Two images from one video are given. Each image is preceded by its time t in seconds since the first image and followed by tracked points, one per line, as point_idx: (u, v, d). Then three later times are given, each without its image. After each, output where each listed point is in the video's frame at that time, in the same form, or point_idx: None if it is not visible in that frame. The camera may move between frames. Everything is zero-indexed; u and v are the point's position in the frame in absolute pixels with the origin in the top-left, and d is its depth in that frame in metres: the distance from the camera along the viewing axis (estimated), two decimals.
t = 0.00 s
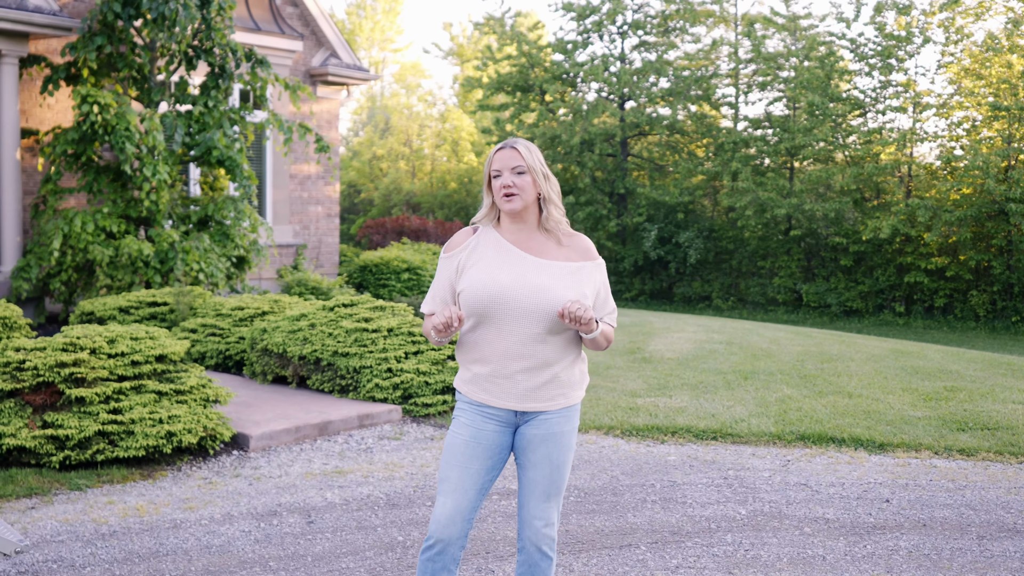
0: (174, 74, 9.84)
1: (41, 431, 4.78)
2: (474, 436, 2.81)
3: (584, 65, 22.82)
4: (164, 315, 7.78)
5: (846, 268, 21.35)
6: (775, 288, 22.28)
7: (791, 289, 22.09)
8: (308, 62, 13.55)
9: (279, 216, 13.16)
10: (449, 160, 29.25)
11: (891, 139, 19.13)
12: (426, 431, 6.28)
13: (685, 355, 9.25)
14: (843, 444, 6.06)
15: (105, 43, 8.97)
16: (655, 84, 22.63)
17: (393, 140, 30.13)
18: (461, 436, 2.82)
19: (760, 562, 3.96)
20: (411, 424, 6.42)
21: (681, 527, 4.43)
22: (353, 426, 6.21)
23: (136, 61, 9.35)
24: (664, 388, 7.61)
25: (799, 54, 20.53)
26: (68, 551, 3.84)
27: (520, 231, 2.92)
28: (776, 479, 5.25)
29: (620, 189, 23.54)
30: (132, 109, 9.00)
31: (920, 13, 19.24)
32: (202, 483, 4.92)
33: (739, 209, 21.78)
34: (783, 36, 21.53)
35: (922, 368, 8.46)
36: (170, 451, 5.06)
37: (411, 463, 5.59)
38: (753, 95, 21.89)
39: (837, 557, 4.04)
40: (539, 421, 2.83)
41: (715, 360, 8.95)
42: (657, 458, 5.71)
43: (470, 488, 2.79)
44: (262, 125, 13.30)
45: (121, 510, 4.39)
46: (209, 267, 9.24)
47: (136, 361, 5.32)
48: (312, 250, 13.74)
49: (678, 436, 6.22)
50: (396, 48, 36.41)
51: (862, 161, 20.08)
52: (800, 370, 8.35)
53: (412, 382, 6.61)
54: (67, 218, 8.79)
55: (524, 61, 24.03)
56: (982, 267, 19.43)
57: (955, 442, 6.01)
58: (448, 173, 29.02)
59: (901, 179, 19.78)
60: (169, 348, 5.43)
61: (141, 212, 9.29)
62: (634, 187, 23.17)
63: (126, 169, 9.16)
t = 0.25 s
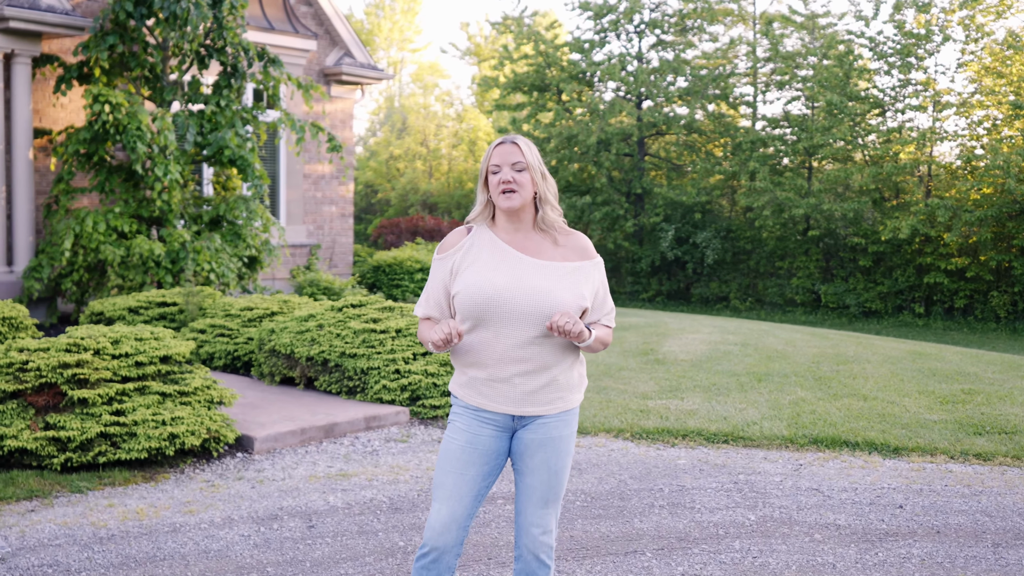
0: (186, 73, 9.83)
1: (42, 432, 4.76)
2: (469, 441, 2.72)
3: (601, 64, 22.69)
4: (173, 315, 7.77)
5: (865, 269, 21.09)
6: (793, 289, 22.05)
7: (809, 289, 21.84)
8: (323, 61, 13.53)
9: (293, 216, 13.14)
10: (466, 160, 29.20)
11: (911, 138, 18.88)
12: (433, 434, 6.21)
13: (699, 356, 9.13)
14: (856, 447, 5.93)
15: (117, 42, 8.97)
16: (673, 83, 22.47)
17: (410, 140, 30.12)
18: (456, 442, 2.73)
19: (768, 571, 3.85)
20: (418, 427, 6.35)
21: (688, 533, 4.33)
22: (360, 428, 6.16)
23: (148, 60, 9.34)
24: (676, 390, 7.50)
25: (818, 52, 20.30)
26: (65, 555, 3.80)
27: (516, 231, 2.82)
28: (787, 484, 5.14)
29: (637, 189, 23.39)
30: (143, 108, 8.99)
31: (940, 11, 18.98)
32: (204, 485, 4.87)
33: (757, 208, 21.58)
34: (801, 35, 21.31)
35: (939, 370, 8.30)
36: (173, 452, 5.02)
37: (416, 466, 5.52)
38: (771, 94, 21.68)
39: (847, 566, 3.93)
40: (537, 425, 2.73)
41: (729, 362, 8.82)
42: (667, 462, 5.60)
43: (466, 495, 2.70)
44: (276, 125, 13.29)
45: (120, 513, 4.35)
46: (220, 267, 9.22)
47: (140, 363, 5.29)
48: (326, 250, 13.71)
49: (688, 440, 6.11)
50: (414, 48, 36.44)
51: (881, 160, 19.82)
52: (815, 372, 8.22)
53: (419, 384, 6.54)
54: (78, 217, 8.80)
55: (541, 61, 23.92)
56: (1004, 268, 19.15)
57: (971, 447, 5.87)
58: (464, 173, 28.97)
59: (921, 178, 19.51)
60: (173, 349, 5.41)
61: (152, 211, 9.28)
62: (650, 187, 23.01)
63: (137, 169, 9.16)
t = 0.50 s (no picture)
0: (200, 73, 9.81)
1: (45, 434, 4.72)
2: (463, 448, 2.64)
3: (619, 64, 22.55)
4: (184, 316, 7.75)
5: (886, 269, 20.84)
6: (813, 289, 21.83)
7: (829, 290, 21.60)
8: (338, 61, 13.52)
9: (308, 216, 13.13)
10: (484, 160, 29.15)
11: (932, 137, 18.62)
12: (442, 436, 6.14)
13: (714, 358, 9.00)
14: (872, 452, 5.80)
15: (130, 41, 8.96)
16: (692, 83, 22.29)
17: (429, 140, 30.11)
18: (452, 449, 2.65)
19: None
20: (427, 429, 6.28)
21: (697, 540, 4.23)
22: (368, 430, 6.10)
23: (161, 60, 9.32)
24: (690, 392, 7.39)
25: (839, 51, 20.07)
26: (62, 560, 3.75)
27: (513, 230, 2.71)
28: (800, 489, 5.02)
29: (656, 189, 23.21)
30: (156, 108, 8.97)
31: (962, 9, 18.71)
32: (208, 489, 4.82)
33: (777, 208, 21.36)
34: (821, 34, 21.09)
35: (958, 372, 8.15)
36: (177, 455, 4.97)
37: (424, 470, 5.45)
38: (791, 93, 21.45)
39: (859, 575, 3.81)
40: (534, 432, 2.65)
41: (745, 363, 8.70)
42: (678, 466, 5.50)
43: (462, 504, 2.62)
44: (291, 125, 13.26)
45: (122, 517, 4.30)
46: (233, 267, 9.20)
47: (146, 364, 5.25)
48: (341, 250, 13.69)
49: (700, 443, 6.00)
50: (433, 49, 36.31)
51: (902, 160, 19.56)
52: (831, 374, 8.08)
53: (428, 386, 6.47)
54: (92, 217, 8.80)
55: (559, 60, 23.81)
56: None
57: (990, 452, 5.72)
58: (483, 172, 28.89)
59: (942, 178, 19.23)
60: (178, 350, 5.37)
61: (165, 211, 9.27)
62: (669, 187, 22.83)
63: (150, 169, 9.15)
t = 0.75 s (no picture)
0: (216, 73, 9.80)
1: (51, 436, 4.69)
2: (460, 456, 2.56)
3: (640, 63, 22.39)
4: (197, 316, 7.73)
5: (910, 270, 20.53)
6: (835, 290, 21.56)
7: (852, 290, 21.32)
8: (356, 61, 13.52)
9: (325, 216, 13.10)
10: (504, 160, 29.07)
11: (957, 137, 18.32)
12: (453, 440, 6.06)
13: (732, 360, 8.86)
14: (890, 457, 5.65)
15: (146, 41, 8.96)
16: (713, 82, 22.10)
17: (449, 140, 30.08)
18: (449, 457, 2.57)
19: None
20: (438, 432, 6.21)
21: (708, 548, 4.12)
22: (379, 432, 6.03)
23: (177, 59, 9.32)
24: (706, 395, 7.26)
25: (863, 49, 19.80)
26: (61, 564, 3.71)
27: (512, 233, 2.63)
28: (816, 496, 4.89)
29: (677, 189, 23.02)
30: (171, 108, 8.96)
31: (988, 6, 18.39)
32: (214, 492, 4.77)
33: (799, 208, 21.10)
34: (845, 33, 20.84)
35: (981, 375, 7.97)
36: (184, 458, 4.93)
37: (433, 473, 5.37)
38: (813, 92, 21.19)
39: None
40: (533, 439, 2.56)
41: (763, 366, 8.56)
42: (692, 471, 5.38)
43: (457, 514, 2.54)
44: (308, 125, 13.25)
45: (126, 520, 4.26)
46: (248, 267, 9.18)
47: (154, 365, 5.22)
48: (359, 250, 13.66)
49: (715, 447, 5.88)
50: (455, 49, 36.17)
51: (926, 159, 19.27)
52: (851, 377, 7.92)
53: (440, 389, 6.40)
54: (107, 217, 8.81)
55: (580, 59, 23.68)
56: None
57: (1013, 458, 5.56)
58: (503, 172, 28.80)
59: (967, 178, 18.91)
60: (187, 353, 5.33)
61: (180, 211, 9.26)
62: (690, 187, 22.63)
63: (166, 169, 9.14)
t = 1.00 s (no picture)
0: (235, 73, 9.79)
1: (60, 438, 4.67)
2: (458, 465, 2.47)
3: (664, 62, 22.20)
4: (214, 317, 7.72)
5: (937, 270, 20.19)
6: (861, 291, 21.26)
7: (878, 291, 21.00)
8: (377, 60, 13.45)
9: (345, 216, 13.08)
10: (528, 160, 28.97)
11: (986, 136, 17.98)
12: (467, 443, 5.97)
13: (753, 362, 8.71)
14: (913, 463, 5.50)
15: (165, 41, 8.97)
16: (738, 81, 21.86)
17: (472, 140, 30.04)
18: (446, 466, 2.48)
19: None
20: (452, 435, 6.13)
21: (722, 556, 4.00)
22: (392, 435, 5.97)
23: (196, 59, 9.31)
24: (726, 398, 7.13)
25: (890, 48, 19.48)
26: (64, 569, 3.67)
27: (513, 236, 2.56)
28: (835, 503, 4.75)
29: (701, 188, 22.79)
30: (189, 108, 8.96)
31: (1018, 3, 18.02)
32: (223, 495, 4.72)
33: (824, 208, 20.84)
34: (871, 31, 20.53)
35: (1008, 379, 7.76)
36: (193, 460, 4.89)
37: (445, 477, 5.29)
38: (839, 91, 20.89)
39: None
40: (534, 448, 2.47)
41: (785, 368, 8.41)
42: (708, 476, 5.26)
43: (456, 525, 2.45)
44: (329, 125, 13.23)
45: (132, 524, 4.22)
46: (265, 267, 9.16)
47: (165, 367, 5.19)
48: (379, 250, 13.64)
49: (733, 452, 5.75)
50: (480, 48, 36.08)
51: (954, 159, 18.93)
52: (874, 380, 7.75)
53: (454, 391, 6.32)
54: (126, 218, 8.83)
55: (604, 59, 23.53)
56: None
57: None
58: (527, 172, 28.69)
59: (996, 177, 18.53)
60: (199, 354, 5.30)
61: (198, 211, 9.27)
62: (714, 187, 22.39)
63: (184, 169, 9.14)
